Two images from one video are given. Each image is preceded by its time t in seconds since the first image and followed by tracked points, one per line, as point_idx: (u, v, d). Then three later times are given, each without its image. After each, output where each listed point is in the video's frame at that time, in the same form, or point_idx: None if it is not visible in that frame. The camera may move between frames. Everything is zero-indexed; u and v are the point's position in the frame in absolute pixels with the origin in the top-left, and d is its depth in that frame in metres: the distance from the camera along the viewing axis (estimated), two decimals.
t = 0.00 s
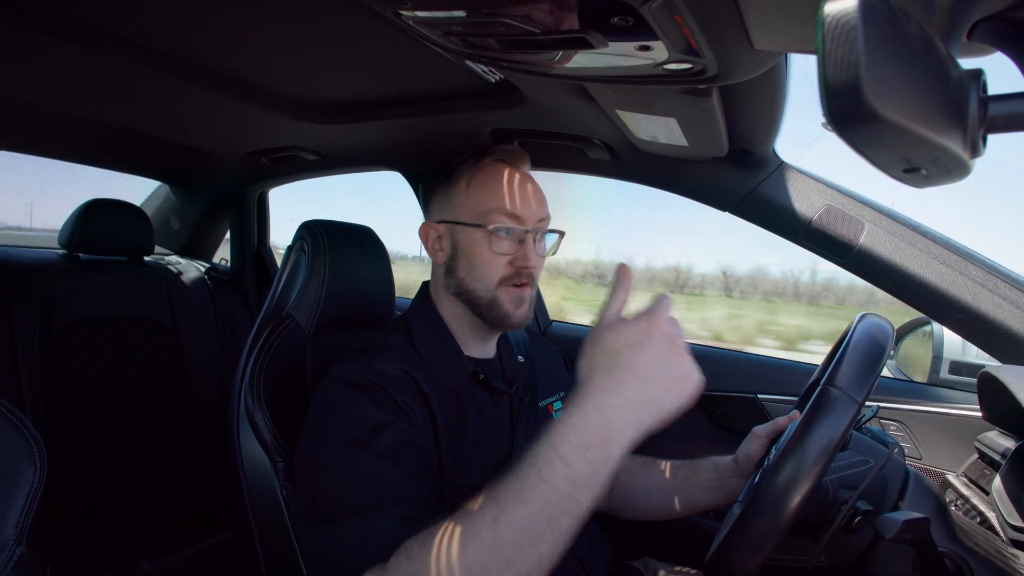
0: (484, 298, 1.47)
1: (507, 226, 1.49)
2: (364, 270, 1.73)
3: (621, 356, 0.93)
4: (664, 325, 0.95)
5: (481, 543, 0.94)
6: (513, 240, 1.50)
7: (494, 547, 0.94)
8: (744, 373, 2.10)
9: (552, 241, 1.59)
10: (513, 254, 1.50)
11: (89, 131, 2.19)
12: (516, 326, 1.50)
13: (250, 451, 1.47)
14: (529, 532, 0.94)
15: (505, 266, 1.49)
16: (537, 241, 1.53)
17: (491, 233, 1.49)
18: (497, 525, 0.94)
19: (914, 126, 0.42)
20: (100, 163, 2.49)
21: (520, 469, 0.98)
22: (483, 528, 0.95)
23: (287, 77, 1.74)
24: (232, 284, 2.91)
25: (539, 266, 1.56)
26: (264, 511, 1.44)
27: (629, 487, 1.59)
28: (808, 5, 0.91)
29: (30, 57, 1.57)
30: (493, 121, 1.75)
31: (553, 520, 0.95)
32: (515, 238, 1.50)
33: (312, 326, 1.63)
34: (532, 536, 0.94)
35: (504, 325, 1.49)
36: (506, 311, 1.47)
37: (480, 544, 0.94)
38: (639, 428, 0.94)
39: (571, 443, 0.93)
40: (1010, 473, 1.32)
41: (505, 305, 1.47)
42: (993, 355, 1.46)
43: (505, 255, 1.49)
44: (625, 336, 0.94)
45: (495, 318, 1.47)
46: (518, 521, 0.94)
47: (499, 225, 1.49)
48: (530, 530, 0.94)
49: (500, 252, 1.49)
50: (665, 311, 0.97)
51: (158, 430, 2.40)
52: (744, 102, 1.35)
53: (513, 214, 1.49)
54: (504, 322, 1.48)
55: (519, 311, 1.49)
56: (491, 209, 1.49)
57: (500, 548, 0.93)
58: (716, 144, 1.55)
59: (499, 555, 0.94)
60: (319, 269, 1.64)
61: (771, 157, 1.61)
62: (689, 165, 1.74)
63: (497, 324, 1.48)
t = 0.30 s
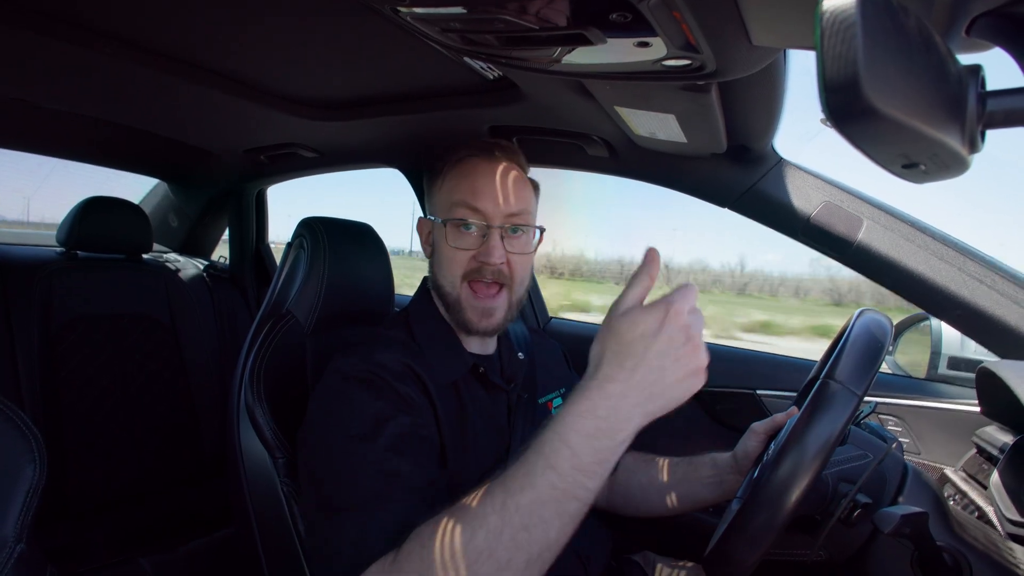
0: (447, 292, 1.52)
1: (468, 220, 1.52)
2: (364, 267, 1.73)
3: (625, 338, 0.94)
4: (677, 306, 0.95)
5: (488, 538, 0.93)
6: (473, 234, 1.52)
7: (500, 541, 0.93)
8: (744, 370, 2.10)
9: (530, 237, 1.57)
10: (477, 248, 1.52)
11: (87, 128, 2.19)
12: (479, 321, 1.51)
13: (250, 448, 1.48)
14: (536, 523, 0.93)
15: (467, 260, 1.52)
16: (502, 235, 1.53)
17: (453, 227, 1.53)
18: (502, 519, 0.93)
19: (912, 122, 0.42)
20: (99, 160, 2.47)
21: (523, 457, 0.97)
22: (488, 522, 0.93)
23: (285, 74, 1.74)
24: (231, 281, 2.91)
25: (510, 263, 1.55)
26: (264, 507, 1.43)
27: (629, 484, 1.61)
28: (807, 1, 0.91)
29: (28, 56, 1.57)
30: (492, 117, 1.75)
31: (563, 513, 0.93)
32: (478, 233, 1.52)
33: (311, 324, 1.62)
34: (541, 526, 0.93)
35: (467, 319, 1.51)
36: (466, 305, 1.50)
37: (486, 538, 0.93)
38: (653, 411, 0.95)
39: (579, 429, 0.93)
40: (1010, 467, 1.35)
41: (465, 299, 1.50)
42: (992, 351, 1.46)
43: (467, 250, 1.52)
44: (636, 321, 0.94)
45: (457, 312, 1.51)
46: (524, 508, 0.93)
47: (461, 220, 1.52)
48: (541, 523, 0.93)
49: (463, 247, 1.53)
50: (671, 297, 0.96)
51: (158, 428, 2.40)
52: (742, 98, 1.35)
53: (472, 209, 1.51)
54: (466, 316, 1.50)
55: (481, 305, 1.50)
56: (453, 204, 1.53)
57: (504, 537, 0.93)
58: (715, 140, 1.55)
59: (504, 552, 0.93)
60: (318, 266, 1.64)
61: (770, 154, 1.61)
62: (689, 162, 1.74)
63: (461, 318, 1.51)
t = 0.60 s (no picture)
0: (440, 292, 1.53)
1: (458, 221, 1.53)
2: (364, 267, 1.74)
3: (776, 391, 0.78)
4: (851, 396, 0.76)
5: (486, 527, 0.93)
6: (464, 234, 1.53)
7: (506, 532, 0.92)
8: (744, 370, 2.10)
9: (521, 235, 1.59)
10: (467, 248, 1.54)
11: (88, 128, 2.19)
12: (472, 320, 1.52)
13: (250, 449, 1.47)
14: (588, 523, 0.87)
15: (458, 260, 1.53)
16: (492, 234, 1.54)
17: (444, 228, 1.55)
18: (512, 506, 0.94)
19: (913, 122, 0.42)
20: (100, 161, 2.48)
21: (600, 459, 0.91)
22: (498, 511, 0.94)
23: (286, 74, 1.74)
24: (232, 281, 2.91)
25: (501, 261, 1.56)
26: (263, 508, 1.42)
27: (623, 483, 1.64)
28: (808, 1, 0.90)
29: (28, 55, 1.57)
30: (492, 118, 1.75)
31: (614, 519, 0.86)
32: (468, 233, 1.53)
33: (312, 323, 1.63)
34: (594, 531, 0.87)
35: (462, 318, 1.52)
36: (459, 304, 1.51)
37: (478, 522, 0.94)
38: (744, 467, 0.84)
39: (672, 447, 0.84)
40: (1010, 469, 1.33)
41: (459, 299, 1.51)
42: (993, 352, 1.46)
43: (457, 250, 1.54)
44: (829, 385, 0.77)
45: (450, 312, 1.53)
46: (583, 509, 0.88)
47: (452, 220, 1.54)
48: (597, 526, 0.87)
49: (453, 248, 1.54)
50: (885, 392, 0.77)
51: (159, 427, 2.41)
52: (743, 98, 1.35)
53: (462, 210, 1.52)
54: (459, 315, 1.51)
55: (474, 304, 1.51)
56: (443, 205, 1.54)
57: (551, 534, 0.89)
58: (716, 141, 1.55)
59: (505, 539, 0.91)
60: (319, 266, 1.64)
61: (771, 154, 1.61)
62: (689, 162, 1.73)
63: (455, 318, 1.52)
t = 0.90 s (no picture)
0: (442, 295, 1.52)
1: (461, 223, 1.53)
2: (363, 268, 1.74)
3: (770, 424, 0.77)
4: (846, 431, 0.76)
5: (479, 553, 0.92)
6: (467, 236, 1.53)
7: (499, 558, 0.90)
8: (744, 370, 2.10)
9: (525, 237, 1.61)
10: (470, 250, 1.54)
11: (88, 129, 2.19)
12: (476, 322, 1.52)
13: (250, 450, 1.47)
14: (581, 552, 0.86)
15: (462, 262, 1.53)
16: (495, 236, 1.54)
17: (447, 230, 1.54)
18: (504, 532, 0.92)
19: (913, 123, 0.42)
20: (100, 162, 2.49)
21: (593, 486, 0.90)
22: (489, 538, 0.93)
23: (286, 75, 1.74)
24: (232, 282, 2.91)
25: (504, 263, 1.57)
26: (264, 509, 1.43)
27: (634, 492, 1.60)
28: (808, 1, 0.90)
29: (28, 56, 1.57)
30: (492, 118, 1.75)
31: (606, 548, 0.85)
32: (471, 235, 1.53)
33: (312, 324, 1.63)
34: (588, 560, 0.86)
35: (465, 321, 1.52)
36: (462, 307, 1.51)
37: (470, 548, 0.93)
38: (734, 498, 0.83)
39: (663, 477, 0.82)
40: (1010, 469, 1.35)
41: (463, 302, 1.51)
42: (993, 351, 1.45)
43: (461, 252, 1.54)
44: (824, 421, 0.76)
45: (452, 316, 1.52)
46: (575, 538, 0.87)
47: (454, 223, 1.53)
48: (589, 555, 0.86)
49: (456, 250, 1.54)
50: (880, 426, 0.77)
51: (159, 427, 2.40)
52: (743, 99, 1.35)
53: (466, 212, 1.52)
54: (463, 318, 1.51)
55: (477, 306, 1.51)
56: (445, 207, 1.54)
57: (543, 561, 0.88)
58: (716, 142, 1.55)
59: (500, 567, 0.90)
60: (319, 266, 1.64)
61: (771, 155, 1.61)
62: (689, 163, 1.73)
63: (458, 321, 1.52)
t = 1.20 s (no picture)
0: (450, 295, 1.52)
1: (471, 223, 1.53)
2: (364, 267, 1.73)
3: (757, 422, 0.76)
4: (832, 426, 0.74)
5: (473, 558, 0.92)
6: (475, 236, 1.53)
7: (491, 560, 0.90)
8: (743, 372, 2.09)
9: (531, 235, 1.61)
10: (479, 249, 1.53)
11: (89, 129, 2.19)
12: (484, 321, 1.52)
13: (250, 449, 1.47)
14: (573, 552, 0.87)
15: (471, 262, 1.53)
16: (503, 235, 1.54)
17: (456, 230, 1.53)
18: (498, 537, 0.92)
19: (914, 126, 0.42)
20: (101, 161, 2.49)
21: (587, 488, 0.90)
22: (483, 542, 0.92)
23: (287, 75, 1.74)
24: (232, 282, 2.91)
25: (512, 261, 1.57)
26: (264, 510, 1.43)
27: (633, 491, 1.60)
28: (809, 3, 0.91)
29: (29, 54, 1.57)
30: (492, 119, 1.75)
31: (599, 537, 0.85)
32: (480, 234, 1.53)
33: (312, 324, 1.63)
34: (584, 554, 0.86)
35: (475, 321, 1.52)
36: (472, 306, 1.50)
37: (463, 553, 0.93)
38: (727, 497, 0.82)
39: (654, 477, 0.82)
40: (1010, 472, 1.31)
41: (474, 302, 1.50)
42: (993, 355, 1.45)
43: (470, 252, 1.53)
44: (810, 417, 0.75)
45: (460, 315, 1.52)
46: (568, 540, 0.87)
47: (463, 223, 1.53)
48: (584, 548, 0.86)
49: (464, 249, 1.53)
50: (866, 419, 0.75)
51: (159, 427, 2.40)
52: (743, 101, 1.35)
53: (476, 212, 1.52)
54: (472, 317, 1.51)
55: (487, 306, 1.51)
56: (454, 208, 1.53)
57: (538, 563, 0.88)
58: (716, 144, 1.55)
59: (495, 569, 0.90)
60: (319, 266, 1.64)
61: (771, 157, 1.61)
62: (689, 165, 1.73)
63: (466, 320, 1.52)
